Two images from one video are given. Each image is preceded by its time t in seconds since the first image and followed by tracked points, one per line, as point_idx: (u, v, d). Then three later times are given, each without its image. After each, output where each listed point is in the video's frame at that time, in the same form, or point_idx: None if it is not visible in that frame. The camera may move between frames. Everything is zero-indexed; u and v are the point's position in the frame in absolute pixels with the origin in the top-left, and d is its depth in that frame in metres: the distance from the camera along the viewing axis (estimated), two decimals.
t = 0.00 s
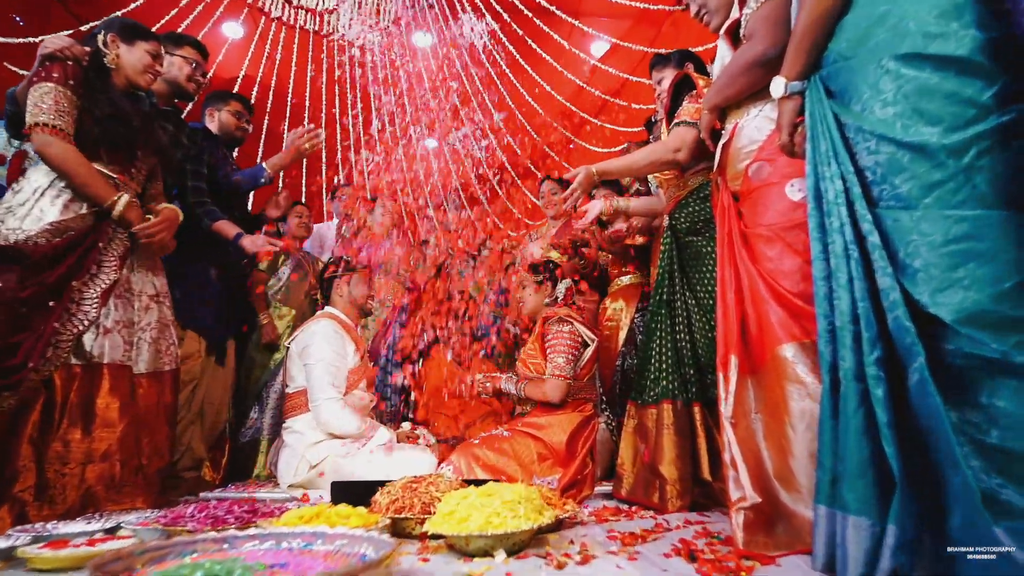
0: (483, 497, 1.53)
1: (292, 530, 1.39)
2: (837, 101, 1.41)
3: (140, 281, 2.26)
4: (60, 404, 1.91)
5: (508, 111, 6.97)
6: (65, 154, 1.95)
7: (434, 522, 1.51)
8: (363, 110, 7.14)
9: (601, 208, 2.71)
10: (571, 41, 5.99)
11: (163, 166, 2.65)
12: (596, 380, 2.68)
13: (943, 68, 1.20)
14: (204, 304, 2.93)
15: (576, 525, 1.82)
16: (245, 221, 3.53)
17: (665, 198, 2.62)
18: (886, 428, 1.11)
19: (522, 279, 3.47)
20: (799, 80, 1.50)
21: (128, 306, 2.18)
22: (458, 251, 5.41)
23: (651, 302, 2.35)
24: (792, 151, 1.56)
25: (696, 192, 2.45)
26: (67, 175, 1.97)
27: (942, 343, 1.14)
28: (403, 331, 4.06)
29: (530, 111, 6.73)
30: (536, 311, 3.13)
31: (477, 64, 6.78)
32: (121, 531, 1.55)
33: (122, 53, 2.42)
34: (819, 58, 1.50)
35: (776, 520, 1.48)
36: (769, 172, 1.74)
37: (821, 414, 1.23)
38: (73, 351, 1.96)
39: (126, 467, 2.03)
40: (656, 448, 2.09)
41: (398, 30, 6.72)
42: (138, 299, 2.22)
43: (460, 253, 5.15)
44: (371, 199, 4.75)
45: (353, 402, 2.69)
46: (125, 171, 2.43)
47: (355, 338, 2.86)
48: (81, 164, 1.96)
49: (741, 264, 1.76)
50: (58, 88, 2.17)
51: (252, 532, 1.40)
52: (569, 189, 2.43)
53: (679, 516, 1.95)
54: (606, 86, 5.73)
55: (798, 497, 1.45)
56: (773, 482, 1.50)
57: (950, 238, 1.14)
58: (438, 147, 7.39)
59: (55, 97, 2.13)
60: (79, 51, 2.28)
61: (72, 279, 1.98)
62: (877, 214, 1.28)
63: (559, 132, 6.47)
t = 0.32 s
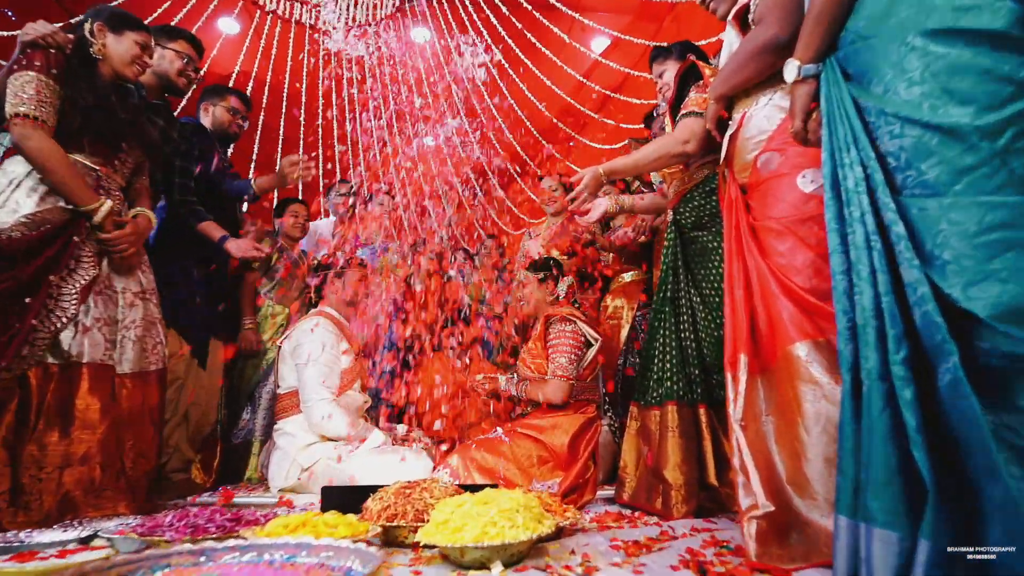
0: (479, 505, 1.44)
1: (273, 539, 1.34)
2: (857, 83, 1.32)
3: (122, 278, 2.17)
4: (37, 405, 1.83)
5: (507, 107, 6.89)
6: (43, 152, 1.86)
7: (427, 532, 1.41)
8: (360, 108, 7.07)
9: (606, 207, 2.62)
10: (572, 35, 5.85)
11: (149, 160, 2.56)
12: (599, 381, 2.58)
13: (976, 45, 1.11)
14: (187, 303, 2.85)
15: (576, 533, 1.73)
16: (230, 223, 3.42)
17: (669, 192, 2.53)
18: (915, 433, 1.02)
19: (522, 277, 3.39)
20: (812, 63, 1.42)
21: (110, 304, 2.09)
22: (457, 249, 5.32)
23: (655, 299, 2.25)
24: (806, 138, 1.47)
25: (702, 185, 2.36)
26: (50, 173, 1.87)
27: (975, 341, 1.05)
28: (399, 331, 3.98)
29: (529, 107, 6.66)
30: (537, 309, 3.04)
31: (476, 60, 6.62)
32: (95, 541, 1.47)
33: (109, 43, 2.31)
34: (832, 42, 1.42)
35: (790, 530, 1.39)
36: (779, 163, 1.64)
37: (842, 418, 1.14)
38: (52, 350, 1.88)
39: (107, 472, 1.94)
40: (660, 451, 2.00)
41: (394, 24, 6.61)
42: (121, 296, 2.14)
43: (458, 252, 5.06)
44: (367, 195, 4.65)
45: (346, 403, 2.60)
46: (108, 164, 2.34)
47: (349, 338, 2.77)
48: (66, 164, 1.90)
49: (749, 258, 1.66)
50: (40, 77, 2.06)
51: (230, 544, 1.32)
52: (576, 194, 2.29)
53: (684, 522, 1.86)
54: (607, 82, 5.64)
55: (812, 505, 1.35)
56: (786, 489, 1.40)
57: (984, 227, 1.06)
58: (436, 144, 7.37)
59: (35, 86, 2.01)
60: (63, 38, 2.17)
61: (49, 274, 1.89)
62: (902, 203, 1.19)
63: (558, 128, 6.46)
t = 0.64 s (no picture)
0: (474, 514, 1.36)
1: (254, 551, 1.31)
2: (878, 64, 1.24)
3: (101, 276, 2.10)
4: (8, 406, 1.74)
5: (507, 103, 6.84)
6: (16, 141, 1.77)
7: (418, 543, 1.34)
8: (360, 106, 7.13)
9: (613, 206, 2.58)
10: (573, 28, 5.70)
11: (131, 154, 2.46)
12: (601, 381, 2.49)
13: (1009, 21, 1.04)
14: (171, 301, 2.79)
15: (577, 541, 1.65)
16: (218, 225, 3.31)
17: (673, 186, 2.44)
18: (947, 440, 0.94)
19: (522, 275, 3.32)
20: (828, 45, 1.33)
21: (88, 301, 2.02)
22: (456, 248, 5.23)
23: (659, 297, 2.16)
24: (820, 126, 1.38)
25: (708, 178, 2.27)
26: (25, 165, 1.80)
27: (1011, 340, 0.97)
28: (396, 330, 3.90)
29: (528, 104, 6.64)
30: (537, 308, 2.96)
31: (474, 54, 6.51)
32: (66, 553, 1.39)
33: (96, 33, 2.19)
34: (848, 23, 1.33)
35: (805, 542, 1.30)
36: (789, 153, 1.55)
37: (864, 422, 1.06)
38: (27, 347, 1.80)
39: (88, 476, 1.86)
40: (664, 455, 1.92)
41: (391, 18, 6.46)
42: (98, 295, 2.06)
43: (457, 250, 4.98)
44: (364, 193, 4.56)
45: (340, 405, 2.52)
46: (91, 156, 2.25)
47: (342, 337, 2.68)
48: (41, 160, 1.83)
49: (758, 252, 1.57)
50: (17, 65, 1.94)
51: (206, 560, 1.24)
52: (583, 195, 2.28)
53: (691, 530, 1.77)
54: (607, 78, 5.54)
55: (828, 513, 1.25)
56: (800, 497, 1.31)
57: (1020, 216, 0.98)
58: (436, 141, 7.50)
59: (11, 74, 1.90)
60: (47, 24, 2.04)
61: (26, 268, 1.82)
62: (928, 190, 1.11)
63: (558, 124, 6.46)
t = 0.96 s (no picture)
0: (469, 523, 1.29)
1: (232, 563, 1.21)
2: (899, 44, 1.17)
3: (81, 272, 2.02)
4: None
5: (506, 99, 6.64)
6: None
7: (410, 552, 1.27)
8: (358, 102, 7.13)
9: (620, 204, 2.51)
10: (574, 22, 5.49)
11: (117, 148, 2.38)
12: (603, 381, 2.41)
13: None
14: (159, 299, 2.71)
15: (577, 548, 1.57)
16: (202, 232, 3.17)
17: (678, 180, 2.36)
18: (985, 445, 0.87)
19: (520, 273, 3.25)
20: (842, 24, 1.25)
21: (67, 298, 1.94)
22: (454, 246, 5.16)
23: (664, 293, 2.09)
24: (834, 111, 1.29)
25: (716, 172, 2.18)
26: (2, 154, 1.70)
27: None
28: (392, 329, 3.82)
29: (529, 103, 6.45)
30: (536, 306, 2.88)
31: (472, 48, 6.38)
32: (36, 563, 1.32)
33: (81, 22, 2.10)
34: (862, 2, 1.25)
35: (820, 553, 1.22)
36: (800, 142, 1.46)
37: (888, 427, 0.98)
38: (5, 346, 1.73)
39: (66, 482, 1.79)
40: (668, 459, 1.84)
41: (388, 13, 6.38)
42: (76, 292, 1.98)
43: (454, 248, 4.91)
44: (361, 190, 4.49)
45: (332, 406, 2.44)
46: (73, 148, 2.17)
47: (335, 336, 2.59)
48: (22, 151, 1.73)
49: (767, 246, 1.49)
50: None
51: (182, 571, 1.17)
52: (591, 196, 2.23)
53: (697, 536, 1.69)
54: (608, 74, 5.43)
55: (843, 520, 1.17)
56: (813, 504, 1.22)
57: None
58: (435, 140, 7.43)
59: None
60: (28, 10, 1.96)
61: None
62: (956, 175, 1.03)
63: (558, 120, 6.27)
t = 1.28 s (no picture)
0: (463, 531, 1.22)
1: None
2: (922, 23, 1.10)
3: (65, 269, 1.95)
4: None
5: (506, 95, 6.54)
6: None
7: (401, 562, 1.19)
8: (355, 99, 7.05)
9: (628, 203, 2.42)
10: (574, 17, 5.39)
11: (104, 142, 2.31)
12: (604, 380, 2.33)
13: None
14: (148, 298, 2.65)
15: (579, 557, 1.47)
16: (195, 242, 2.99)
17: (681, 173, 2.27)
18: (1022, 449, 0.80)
19: (518, 271, 3.18)
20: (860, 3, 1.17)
21: (51, 296, 1.88)
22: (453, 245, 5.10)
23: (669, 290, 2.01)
24: (849, 96, 1.22)
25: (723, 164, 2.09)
26: None
27: None
28: (388, 329, 3.75)
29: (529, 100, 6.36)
30: (535, 303, 2.80)
31: (472, 44, 6.29)
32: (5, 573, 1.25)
33: (67, 11, 2.02)
34: None
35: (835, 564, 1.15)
36: (811, 132, 1.39)
37: (916, 432, 0.91)
38: None
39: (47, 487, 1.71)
40: (673, 462, 1.77)
41: (386, 8, 6.33)
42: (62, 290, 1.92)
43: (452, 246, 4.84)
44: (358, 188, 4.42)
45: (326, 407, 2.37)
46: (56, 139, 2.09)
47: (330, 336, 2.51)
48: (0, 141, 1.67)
49: (776, 240, 1.41)
50: None
51: None
52: (593, 194, 2.26)
53: (703, 543, 1.63)
54: (608, 70, 5.41)
55: (859, 528, 1.09)
56: (827, 510, 1.15)
57: None
58: (433, 138, 7.51)
59: None
60: None
61: None
62: (985, 159, 0.97)
63: (559, 117, 6.26)
